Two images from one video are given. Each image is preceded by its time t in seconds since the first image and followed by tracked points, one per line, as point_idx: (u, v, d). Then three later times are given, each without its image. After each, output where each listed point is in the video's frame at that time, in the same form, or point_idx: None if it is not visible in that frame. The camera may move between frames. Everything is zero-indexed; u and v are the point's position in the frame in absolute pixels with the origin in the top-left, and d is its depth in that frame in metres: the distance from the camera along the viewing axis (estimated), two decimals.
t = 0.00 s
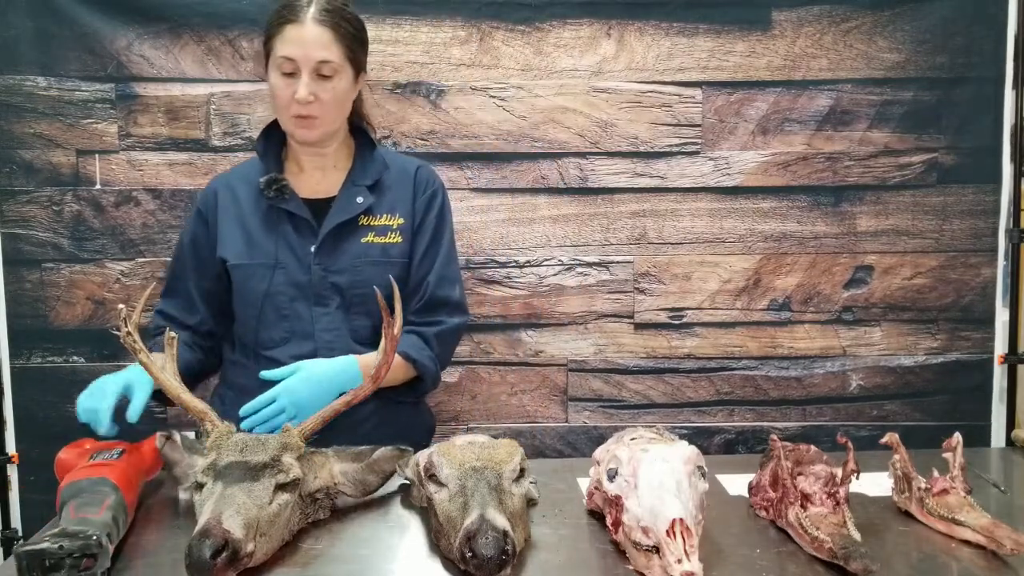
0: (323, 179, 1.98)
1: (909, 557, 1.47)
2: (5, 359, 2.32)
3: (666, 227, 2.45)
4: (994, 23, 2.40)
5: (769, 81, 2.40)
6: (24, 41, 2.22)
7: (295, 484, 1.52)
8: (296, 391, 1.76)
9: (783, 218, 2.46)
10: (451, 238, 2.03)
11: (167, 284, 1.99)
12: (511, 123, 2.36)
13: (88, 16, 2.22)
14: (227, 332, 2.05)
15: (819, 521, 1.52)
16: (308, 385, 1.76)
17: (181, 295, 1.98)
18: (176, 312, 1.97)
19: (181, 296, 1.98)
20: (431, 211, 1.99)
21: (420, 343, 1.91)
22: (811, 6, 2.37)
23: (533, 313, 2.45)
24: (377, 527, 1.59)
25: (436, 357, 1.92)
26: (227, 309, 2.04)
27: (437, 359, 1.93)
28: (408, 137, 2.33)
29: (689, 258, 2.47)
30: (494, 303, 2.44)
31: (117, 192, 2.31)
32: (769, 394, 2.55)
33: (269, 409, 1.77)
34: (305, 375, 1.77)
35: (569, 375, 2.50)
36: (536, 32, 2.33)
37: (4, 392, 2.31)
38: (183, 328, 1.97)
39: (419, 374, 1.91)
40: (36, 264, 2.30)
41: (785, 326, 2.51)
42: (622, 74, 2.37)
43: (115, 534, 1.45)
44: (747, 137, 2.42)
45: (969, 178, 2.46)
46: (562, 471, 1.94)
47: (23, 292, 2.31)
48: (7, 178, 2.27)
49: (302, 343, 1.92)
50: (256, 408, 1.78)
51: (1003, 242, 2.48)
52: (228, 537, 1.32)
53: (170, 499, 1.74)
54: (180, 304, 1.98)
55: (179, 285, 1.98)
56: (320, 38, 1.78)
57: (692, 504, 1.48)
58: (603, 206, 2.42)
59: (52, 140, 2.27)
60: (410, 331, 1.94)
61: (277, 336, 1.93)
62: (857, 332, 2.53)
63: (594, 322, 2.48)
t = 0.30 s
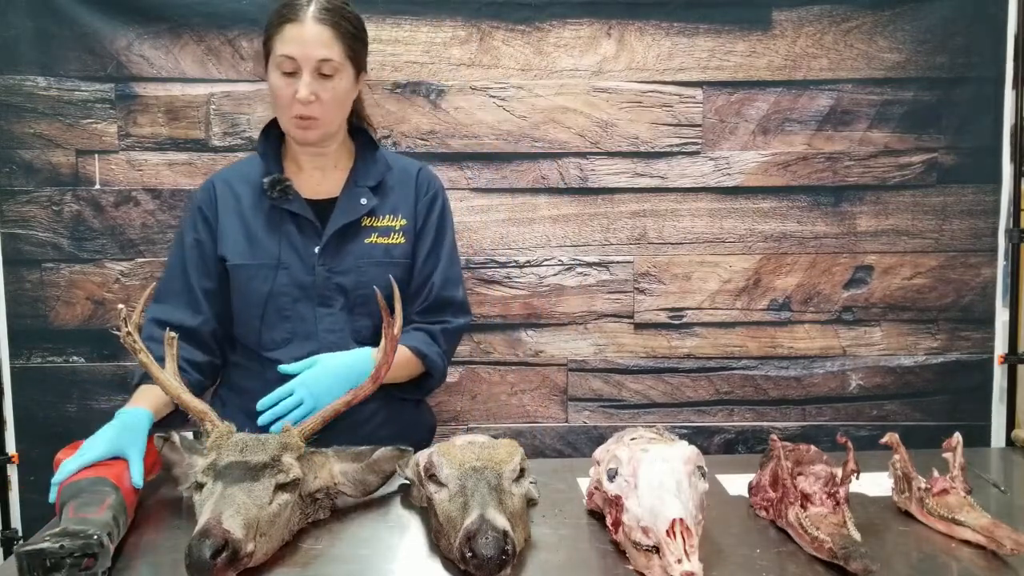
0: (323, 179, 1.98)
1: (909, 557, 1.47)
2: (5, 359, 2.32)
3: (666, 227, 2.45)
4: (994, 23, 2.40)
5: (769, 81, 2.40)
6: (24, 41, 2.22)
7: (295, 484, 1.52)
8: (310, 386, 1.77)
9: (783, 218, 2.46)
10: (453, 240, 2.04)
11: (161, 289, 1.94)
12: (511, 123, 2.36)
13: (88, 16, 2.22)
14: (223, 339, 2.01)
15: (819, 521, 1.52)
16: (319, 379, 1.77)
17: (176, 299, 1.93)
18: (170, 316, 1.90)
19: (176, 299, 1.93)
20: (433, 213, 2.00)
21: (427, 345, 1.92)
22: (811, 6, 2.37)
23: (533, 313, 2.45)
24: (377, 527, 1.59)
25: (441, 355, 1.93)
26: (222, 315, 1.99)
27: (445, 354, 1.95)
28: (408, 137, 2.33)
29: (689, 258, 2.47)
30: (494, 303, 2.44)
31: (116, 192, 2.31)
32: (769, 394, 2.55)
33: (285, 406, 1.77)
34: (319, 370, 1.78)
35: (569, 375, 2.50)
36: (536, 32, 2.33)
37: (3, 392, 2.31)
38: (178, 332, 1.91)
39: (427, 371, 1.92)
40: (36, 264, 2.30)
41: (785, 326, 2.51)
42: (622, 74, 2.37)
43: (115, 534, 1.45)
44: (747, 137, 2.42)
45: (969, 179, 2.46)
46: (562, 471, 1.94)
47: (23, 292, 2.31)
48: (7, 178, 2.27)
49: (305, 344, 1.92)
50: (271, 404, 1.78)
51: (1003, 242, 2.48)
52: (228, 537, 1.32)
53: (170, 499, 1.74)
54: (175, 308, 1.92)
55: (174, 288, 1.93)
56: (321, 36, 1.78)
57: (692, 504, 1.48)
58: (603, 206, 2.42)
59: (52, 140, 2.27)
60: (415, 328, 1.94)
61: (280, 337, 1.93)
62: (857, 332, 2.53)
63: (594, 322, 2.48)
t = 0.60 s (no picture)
0: (318, 179, 1.98)
1: (910, 557, 1.47)
2: (5, 359, 2.32)
3: (666, 227, 2.45)
4: (994, 23, 2.40)
5: (769, 81, 2.40)
6: (24, 41, 2.22)
7: (295, 484, 1.52)
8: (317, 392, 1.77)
9: (784, 218, 2.46)
10: (450, 239, 2.04)
11: (158, 289, 1.93)
12: (511, 123, 2.36)
13: (88, 16, 2.22)
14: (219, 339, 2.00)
15: (819, 521, 1.52)
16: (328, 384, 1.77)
17: (173, 299, 1.92)
18: (167, 316, 1.90)
19: (173, 300, 1.92)
20: (428, 213, 2.00)
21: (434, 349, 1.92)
22: (811, 6, 2.37)
23: (533, 313, 2.45)
24: (377, 527, 1.59)
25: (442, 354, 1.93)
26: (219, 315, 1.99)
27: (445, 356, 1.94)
28: (408, 137, 2.33)
29: (689, 258, 2.47)
30: (494, 303, 2.44)
31: (117, 192, 2.31)
32: (769, 394, 2.55)
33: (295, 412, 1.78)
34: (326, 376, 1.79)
35: (569, 375, 2.50)
36: (536, 32, 2.33)
37: (4, 392, 2.31)
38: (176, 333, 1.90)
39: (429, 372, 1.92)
40: (36, 264, 2.31)
41: (785, 326, 2.51)
42: (621, 74, 2.37)
43: (116, 537, 1.45)
44: (747, 137, 2.42)
45: (969, 178, 2.46)
46: (562, 471, 1.94)
47: (23, 292, 2.31)
48: (7, 178, 2.27)
49: (298, 346, 1.93)
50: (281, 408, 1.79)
51: (1003, 242, 2.48)
52: (228, 537, 1.32)
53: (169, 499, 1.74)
54: (172, 309, 1.91)
55: (171, 289, 1.93)
56: (333, 40, 1.78)
57: (691, 504, 1.48)
58: (603, 206, 2.42)
59: (52, 140, 2.27)
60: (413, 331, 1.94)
61: (273, 338, 1.93)
62: (857, 332, 2.52)
63: (594, 322, 2.48)
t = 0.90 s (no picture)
0: (318, 179, 1.98)
1: (910, 557, 1.47)
2: (5, 359, 2.32)
3: (666, 227, 2.45)
4: (994, 23, 2.40)
5: (769, 81, 2.40)
6: (24, 41, 2.22)
7: (295, 484, 1.52)
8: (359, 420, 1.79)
9: (784, 218, 2.46)
10: (451, 240, 2.04)
11: (158, 289, 1.93)
12: (511, 123, 2.36)
13: (88, 16, 2.23)
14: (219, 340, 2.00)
15: (819, 521, 1.52)
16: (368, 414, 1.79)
17: (173, 299, 1.92)
18: (167, 316, 1.90)
19: (173, 300, 1.92)
20: (428, 214, 2.00)
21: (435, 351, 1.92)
22: (811, 6, 2.37)
23: (533, 313, 2.45)
24: (377, 527, 1.59)
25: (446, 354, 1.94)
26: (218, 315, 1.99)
27: (452, 359, 1.95)
28: (408, 137, 2.33)
29: (689, 258, 2.47)
30: (494, 303, 2.44)
31: (117, 192, 2.31)
32: (769, 394, 2.55)
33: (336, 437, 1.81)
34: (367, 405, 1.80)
35: (569, 375, 2.50)
36: (536, 32, 2.33)
37: (4, 392, 2.31)
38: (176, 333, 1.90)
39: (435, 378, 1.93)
40: (36, 264, 2.31)
41: (785, 326, 2.51)
42: (621, 74, 2.37)
43: (117, 538, 1.45)
44: (747, 137, 2.42)
45: (969, 179, 2.46)
46: (562, 471, 1.94)
47: (23, 292, 2.31)
48: (7, 178, 2.27)
49: (297, 347, 1.93)
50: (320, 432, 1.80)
51: (1003, 242, 2.48)
52: (228, 537, 1.32)
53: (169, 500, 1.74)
54: (172, 308, 1.91)
55: (171, 289, 1.92)
56: (335, 41, 1.78)
57: (691, 504, 1.48)
58: (603, 206, 2.42)
59: (52, 140, 2.27)
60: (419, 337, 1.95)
61: (272, 338, 1.93)
62: (857, 332, 2.52)
63: (594, 322, 2.48)
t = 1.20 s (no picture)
0: (320, 179, 1.98)
1: (910, 557, 1.47)
2: (5, 359, 2.32)
3: (666, 227, 2.45)
4: (994, 23, 2.40)
5: (769, 81, 2.40)
6: (24, 41, 2.22)
7: (295, 484, 1.52)
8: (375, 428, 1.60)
9: (784, 218, 2.46)
10: (449, 240, 2.03)
11: (159, 287, 1.92)
12: (511, 123, 2.36)
13: (88, 16, 2.22)
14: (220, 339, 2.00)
15: (819, 521, 1.52)
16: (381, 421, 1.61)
17: (175, 298, 1.92)
18: (169, 315, 1.89)
19: (175, 299, 1.92)
20: (427, 214, 1.99)
21: (429, 355, 1.89)
22: (811, 6, 2.37)
23: (533, 313, 2.45)
24: (377, 527, 1.59)
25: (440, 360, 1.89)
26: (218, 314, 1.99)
27: (451, 375, 1.90)
28: (408, 137, 2.33)
29: (689, 258, 2.47)
30: (494, 303, 2.44)
31: (116, 192, 2.31)
32: (769, 394, 2.55)
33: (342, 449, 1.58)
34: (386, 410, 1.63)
35: (569, 375, 2.50)
36: (536, 32, 2.33)
37: (3, 391, 2.31)
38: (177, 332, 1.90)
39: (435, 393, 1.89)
40: (36, 264, 2.30)
41: (785, 326, 2.51)
42: (621, 74, 2.37)
43: (123, 536, 1.46)
44: (747, 137, 2.42)
45: (969, 179, 2.46)
46: (562, 472, 1.94)
47: (23, 292, 2.31)
48: (7, 178, 2.27)
49: (296, 347, 1.93)
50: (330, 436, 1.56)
51: (1003, 242, 2.48)
52: (228, 537, 1.32)
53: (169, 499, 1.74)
54: (173, 307, 1.91)
55: (172, 287, 1.92)
56: (339, 42, 1.77)
57: (691, 504, 1.48)
58: (603, 206, 2.42)
59: (52, 140, 2.27)
60: (422, 350, 1.90)
61: (272, 339, 1.93)
62: (857, 332, 2.52)
63: (594, 322, 2.48)
